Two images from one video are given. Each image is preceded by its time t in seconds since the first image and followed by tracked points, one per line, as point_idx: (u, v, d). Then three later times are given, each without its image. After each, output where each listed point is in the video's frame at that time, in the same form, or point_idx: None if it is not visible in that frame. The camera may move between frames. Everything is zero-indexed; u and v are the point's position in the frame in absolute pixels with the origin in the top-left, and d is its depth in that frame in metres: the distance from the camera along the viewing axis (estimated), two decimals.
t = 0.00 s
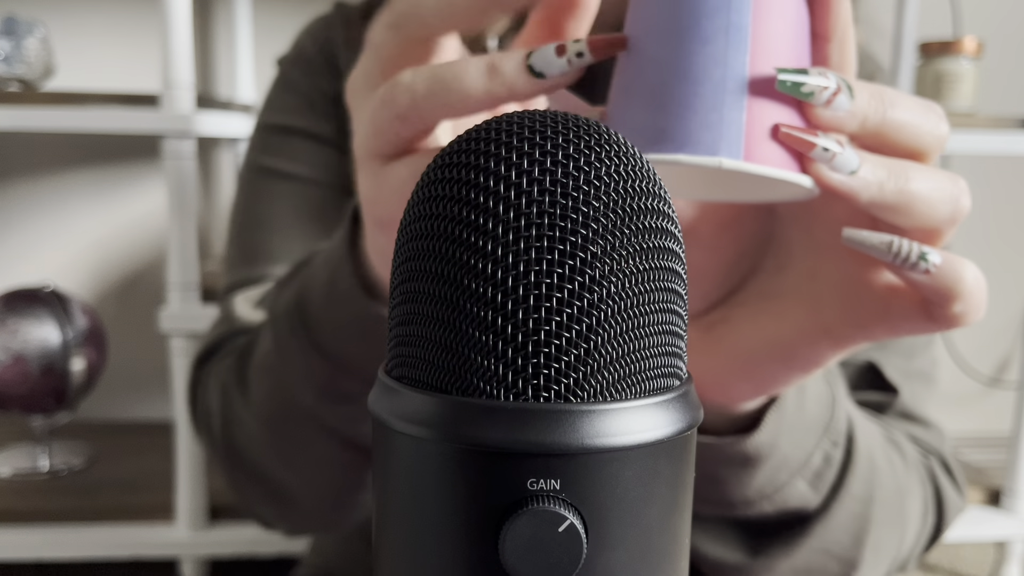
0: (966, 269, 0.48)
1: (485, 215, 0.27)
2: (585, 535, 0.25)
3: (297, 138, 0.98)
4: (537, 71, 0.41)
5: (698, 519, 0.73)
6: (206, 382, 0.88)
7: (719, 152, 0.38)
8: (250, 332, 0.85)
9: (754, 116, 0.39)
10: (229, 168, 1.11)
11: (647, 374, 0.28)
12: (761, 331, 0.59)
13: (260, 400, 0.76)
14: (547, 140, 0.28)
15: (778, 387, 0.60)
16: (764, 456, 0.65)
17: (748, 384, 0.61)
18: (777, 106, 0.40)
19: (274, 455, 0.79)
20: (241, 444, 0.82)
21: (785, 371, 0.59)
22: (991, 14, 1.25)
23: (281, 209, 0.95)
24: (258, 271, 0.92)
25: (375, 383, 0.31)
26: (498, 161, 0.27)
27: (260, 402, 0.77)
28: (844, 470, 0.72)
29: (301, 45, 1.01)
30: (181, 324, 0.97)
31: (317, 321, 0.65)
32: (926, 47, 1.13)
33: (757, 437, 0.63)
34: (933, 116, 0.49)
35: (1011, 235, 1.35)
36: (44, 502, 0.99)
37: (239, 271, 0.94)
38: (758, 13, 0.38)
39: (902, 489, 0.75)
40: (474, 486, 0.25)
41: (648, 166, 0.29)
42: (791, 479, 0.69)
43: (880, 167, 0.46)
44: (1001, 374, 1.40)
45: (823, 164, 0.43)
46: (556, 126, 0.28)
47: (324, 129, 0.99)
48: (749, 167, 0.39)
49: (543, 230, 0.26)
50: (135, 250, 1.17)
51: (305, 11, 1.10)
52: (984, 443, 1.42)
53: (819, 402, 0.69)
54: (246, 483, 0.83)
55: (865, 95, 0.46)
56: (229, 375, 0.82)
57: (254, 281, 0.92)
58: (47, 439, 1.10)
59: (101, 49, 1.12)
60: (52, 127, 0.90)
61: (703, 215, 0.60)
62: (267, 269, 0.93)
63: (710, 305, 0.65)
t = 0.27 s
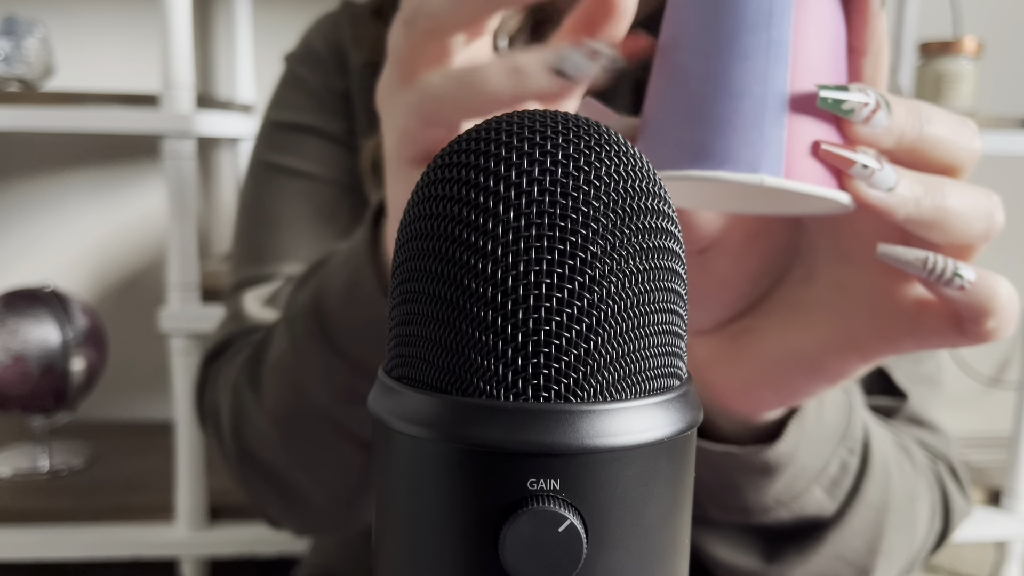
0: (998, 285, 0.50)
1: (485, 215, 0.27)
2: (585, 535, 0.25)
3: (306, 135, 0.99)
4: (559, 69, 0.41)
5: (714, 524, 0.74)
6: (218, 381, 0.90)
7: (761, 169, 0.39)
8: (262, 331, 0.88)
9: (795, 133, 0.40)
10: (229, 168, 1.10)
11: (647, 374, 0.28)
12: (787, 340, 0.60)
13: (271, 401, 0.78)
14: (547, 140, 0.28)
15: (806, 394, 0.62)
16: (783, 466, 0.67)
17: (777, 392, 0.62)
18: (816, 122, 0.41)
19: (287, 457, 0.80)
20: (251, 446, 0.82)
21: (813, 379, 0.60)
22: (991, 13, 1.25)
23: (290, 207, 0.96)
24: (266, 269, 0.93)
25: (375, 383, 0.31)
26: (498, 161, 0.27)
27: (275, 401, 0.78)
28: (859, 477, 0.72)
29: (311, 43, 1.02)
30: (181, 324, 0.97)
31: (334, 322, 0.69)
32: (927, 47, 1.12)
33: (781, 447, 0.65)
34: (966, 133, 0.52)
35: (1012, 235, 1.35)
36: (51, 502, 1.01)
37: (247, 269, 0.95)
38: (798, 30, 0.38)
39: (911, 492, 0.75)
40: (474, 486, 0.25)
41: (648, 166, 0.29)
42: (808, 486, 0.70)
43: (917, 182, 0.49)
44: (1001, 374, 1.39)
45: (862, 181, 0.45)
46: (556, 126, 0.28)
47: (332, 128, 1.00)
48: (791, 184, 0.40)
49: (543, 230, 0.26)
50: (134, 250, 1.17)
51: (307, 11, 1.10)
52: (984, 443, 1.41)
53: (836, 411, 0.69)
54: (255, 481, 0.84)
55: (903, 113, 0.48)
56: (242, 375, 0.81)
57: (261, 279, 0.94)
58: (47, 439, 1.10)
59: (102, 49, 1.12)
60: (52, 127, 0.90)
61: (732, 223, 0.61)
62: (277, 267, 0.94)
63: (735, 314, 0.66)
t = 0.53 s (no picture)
0: None
1: (485, 215, 0.27)
2: (585, 535, 0.25)
3: (312, 134, 0.99)
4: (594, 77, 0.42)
5: (724, 530, 0.73)
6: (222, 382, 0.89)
7: (795, 186, 0.39)
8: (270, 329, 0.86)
9: (829, 149, 0.40)
10: (229, 168, 1.10)
11: (647, 374, 0.28)
12: (807, 351, 0.59)
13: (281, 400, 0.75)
14: (547, 140, 0.28)
15: (822, 408, 0.61)
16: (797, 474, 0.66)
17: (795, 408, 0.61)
18: (850, 139, 0.41)
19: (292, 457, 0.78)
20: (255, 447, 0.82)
21: (831, 393, 0.59)
22: (990, 14, 1.25)
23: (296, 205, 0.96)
24: (274, 267, 0.92)
25: (375, 383, 0.31)
26: (498, 161, 0.27)
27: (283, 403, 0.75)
28: (870, 485, 0.71)
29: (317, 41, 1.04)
30: (181, 324, 0.97)
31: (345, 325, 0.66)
32: (927, 48, 1.13)
33: (797, 457, 0.64)
34: (996, 147, 0.49)
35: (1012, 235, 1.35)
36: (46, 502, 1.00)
37: (253, 268, 0.93)
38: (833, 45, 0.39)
39: (920, 500, 0.74)
40: (474, 486, 0.25)
41: (648, 166, 0.29)
42: (820, 493, 0.68)
43: (948, 200, 0.47)
44: (1001, 374, 1.39)
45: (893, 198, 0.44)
46: (556, 126, 0.28)
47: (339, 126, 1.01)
48: (826, 201, 0.40)
49: (543, 230, 0.26)
50: (134, 251, 1.17)
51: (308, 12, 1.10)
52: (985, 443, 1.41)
53: (849, 419, 0.69)
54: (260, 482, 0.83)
55: (934, 128, 0.45)
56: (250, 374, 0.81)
57: (269, 277, 0.92)
58: (47, 439, 1.10)
59: (103, 49, 1.12)
60: (51, 126, 0.90)
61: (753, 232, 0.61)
62: (283, 266, 0.93)
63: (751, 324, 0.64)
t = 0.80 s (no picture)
0: None
1: (485, 215, 0.27)
2: (585, 536, 0.25)
3: (316, 134, 1.00)
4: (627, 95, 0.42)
5: (729, 537, 0.73)
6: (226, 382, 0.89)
7: (812, 203, 0.40)
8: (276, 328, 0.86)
9: (845, 166, 0.41)
10: (230, 169, 1.10)
11: (647, 374, 0.28)
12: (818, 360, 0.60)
13: (286, 402, 0.76)
14: (547, 140, 0.28)
15: (831, 419, 0.61)
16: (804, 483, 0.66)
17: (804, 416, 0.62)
18: (867, 156, 0.41)
19: (299, 458, 0.79)
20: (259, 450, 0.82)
21: (839, 404, 0.60)
22: (992, 14, 1.25)
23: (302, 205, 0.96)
24: (277, 267, 0.93)
25: (375, 383, 0.31)
26: (498, 161, 0.27)
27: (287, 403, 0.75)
28: (876, 494, 0.71)
29: (322, 39, 1.03)
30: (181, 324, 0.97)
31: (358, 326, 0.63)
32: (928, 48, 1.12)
33: (804, 467, 0.65)
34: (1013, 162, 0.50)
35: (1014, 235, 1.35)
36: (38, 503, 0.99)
37: (256, 267, 0.93)
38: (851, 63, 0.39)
39: (924, 508, 0.74)
40: (474, 486, 0.25)
41: (648, 166, 0.29)
42: (826, 502, 0.68)
43: (963, 217, 0.47)
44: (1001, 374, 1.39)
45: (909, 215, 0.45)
46: (556, 126, 0.28)
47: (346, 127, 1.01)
48: (841, 219, 0.41)
49: (543, 231, 0.26)
50: (134, 251, 1.17)
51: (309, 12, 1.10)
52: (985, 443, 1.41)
53: (856, 427, 0.70)
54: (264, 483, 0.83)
55: (952, 144, 0.47)
56: (254, 376, 0.81)
57: (273, 277, 0.92)
58: (47, 439, 1.10)
59: (103, 50, 1.12)
60: (51, 126, 0.90)
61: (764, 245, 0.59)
62: (286, 266, 0.93)
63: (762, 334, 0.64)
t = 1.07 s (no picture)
0: None
1: (485, 215, 0.27)
2: (585, 536, 0.25)
3: (323, 132, 1.00)
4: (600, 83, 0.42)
5: (734, 543, 0.73)
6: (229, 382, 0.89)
7: (826, 217, 0.41)
8: (280, 328, 0.86)
9: (860, 181, 0.41)
10: (230, 169, 1.10)
11: (647, 374, 0.28)
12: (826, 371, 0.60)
13: (290, 401, 0.75)
14: (547, 140, 0.28)
15: (837, 427, 0.61)
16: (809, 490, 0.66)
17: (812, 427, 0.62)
18: (882, 171, 0.42)
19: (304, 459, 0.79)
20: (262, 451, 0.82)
21: (846, 414, 0.60)
22: (992, 14, 1.25)
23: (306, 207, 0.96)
24: (280, 267, 0.93)
25: (375, 383, 0.31)
26: (499, 161, 0.27)
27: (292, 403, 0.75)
28: (881, 501, 0.71)
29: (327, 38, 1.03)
30: (181, 324, 0.97)
31: (360, 327, 0.64)
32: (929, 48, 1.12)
33: (811, 476, 0.65)
34: None
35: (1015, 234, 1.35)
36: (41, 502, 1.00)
37: (259, 267, 0.93)
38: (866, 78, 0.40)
39: (927, 512, 0.74)
40: (473, 486, 0.25)
41: (648, 166, 0.29)
42: (831, 509, 0.68)
43: (977, 231, 0.48)
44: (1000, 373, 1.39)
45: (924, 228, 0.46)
46: (556, 126, 0.28)
47: (348, 125, 1.01)
48: (855, 233, 0.41)
49: (543, 231, 0.26)
50: (134, 251, 1.17)
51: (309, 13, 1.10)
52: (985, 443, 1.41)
53: (860, 433, 0.70)
54: (265, 486, 0.83)
55: (966, 157, 0.47)
56: (259, 377, 0.80)
57: (276, 277, 0.92)
58: (47, 439, 1.10)
59: (102, 50, 1.12)
60: (51, 126, 0.90)
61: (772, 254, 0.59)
62: (289, 266, 0.93)
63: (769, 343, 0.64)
